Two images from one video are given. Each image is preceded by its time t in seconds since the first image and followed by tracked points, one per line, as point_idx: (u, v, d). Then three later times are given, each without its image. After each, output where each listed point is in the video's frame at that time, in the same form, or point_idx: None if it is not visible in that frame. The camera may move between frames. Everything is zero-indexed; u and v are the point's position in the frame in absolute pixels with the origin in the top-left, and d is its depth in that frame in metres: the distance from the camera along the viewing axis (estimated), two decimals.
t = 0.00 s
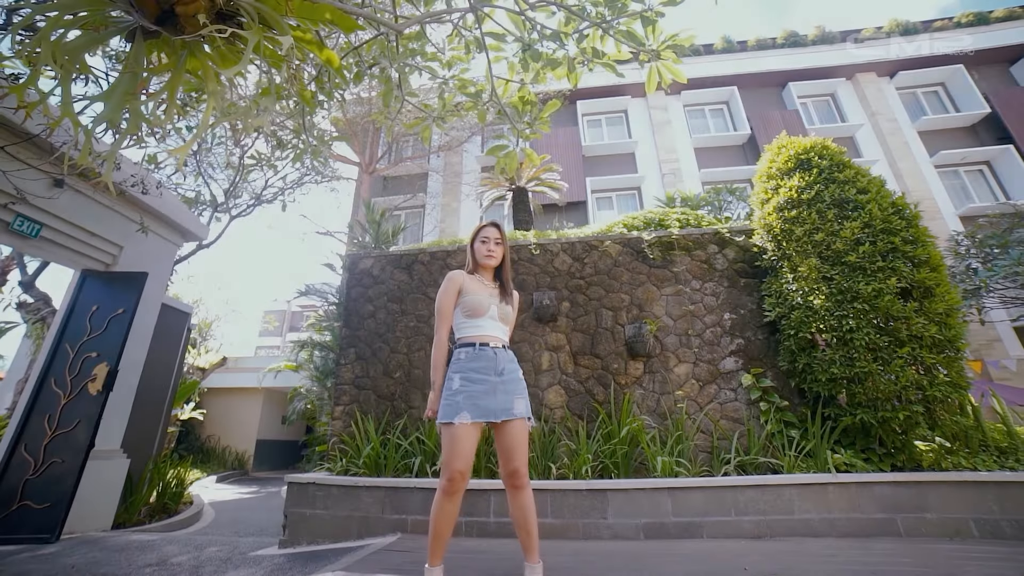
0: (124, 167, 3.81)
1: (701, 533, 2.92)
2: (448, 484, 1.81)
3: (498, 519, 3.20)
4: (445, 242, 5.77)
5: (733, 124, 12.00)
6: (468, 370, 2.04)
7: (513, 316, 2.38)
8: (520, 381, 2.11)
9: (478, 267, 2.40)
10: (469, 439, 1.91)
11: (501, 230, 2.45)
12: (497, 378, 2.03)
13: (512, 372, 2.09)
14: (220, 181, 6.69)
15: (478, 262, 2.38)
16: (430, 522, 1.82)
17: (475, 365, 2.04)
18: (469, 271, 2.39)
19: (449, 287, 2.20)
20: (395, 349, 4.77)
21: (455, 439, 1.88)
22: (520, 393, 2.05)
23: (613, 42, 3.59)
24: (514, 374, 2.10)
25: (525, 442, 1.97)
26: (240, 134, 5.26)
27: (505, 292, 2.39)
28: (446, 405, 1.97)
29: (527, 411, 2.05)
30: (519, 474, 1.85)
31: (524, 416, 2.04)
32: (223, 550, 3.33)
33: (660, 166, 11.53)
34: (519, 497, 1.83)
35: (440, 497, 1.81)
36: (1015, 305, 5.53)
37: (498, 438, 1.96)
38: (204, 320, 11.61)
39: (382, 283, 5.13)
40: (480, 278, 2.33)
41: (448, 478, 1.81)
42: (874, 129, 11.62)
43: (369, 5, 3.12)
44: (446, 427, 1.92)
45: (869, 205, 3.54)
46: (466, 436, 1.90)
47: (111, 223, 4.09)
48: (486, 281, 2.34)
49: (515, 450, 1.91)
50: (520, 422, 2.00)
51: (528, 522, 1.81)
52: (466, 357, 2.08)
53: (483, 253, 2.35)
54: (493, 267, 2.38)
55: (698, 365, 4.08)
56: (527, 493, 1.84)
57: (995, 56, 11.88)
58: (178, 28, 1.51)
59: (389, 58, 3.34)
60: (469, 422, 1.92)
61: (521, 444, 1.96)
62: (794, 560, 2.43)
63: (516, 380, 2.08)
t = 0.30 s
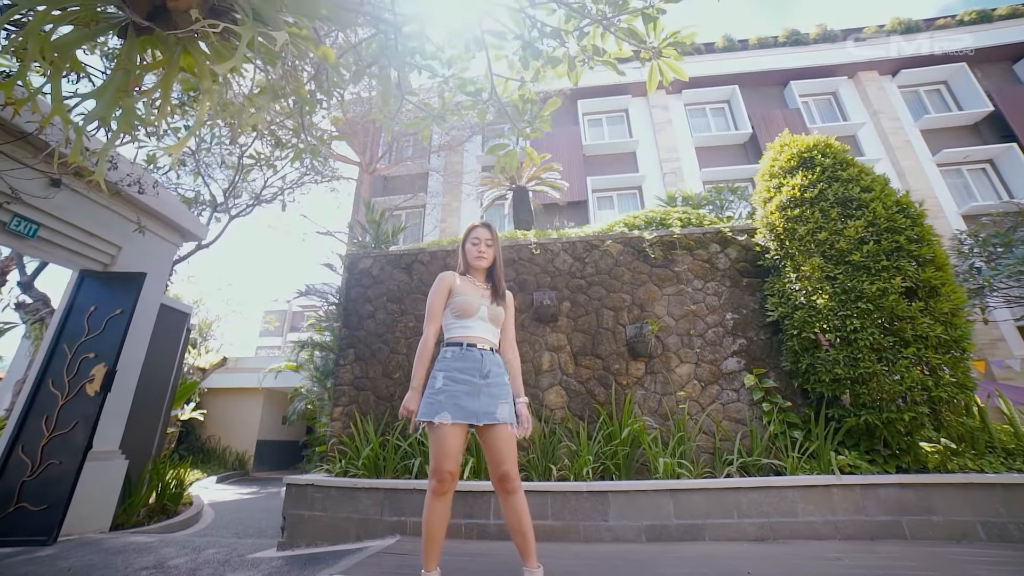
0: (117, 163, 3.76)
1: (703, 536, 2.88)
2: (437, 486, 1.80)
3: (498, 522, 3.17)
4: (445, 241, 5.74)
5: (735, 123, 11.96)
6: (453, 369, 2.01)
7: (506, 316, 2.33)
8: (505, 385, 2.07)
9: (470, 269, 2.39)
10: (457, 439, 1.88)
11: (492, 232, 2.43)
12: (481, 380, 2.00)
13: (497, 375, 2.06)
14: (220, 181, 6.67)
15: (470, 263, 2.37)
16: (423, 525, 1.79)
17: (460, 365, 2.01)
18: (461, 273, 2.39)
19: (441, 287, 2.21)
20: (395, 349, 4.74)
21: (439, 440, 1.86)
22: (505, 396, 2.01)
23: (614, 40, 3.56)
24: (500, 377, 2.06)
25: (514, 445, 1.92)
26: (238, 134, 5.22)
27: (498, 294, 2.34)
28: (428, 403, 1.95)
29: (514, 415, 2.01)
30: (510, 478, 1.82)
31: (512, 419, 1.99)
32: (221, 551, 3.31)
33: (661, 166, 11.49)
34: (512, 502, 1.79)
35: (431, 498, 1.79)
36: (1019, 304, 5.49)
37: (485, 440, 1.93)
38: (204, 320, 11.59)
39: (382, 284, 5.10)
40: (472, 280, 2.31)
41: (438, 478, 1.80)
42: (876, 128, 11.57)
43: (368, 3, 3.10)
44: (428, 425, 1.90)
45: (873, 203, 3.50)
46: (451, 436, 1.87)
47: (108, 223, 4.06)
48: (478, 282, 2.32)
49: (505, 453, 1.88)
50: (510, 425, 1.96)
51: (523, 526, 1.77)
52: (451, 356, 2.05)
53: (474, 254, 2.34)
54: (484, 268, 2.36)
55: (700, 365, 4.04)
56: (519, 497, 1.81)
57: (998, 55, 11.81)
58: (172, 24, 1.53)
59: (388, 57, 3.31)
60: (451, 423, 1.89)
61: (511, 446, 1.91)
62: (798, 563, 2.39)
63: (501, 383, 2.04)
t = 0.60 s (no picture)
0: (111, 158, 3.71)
1: (706, 538, 2.85)
2: (427, 487, 1.77)
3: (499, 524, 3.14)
4: (445, 241, 5.70)
5: (736, 122, 11.91)
6: (439, 371, 1.97)
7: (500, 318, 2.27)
8: (492, 389, 2.02)
9: (464, 271, 2.36)
10: (445, 440, 1.86)
11: (485, 233, 2.39)
12: (467, 383, 1.96)
13: (484, 378, 2.01)
14: (219, 181, 6.65)
15: (463, 265, 2.34)
16: (414, 530, 1.75)
17: (446, 368, 1.97)
18: (455, 275, 2.36)
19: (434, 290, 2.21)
20: (394, 349, 4.71)
21: (425, 441, 1.83)
22: (492, 400, 1.96)
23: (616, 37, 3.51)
24: (487, 380, 2.01)
25: (505, 449, 1.89)
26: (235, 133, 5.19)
27: (491, 296, 2.28)
28: (413, 404, 1.92)
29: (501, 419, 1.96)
30: (502, 482, 1.79)
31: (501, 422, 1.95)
32: (219, 554, 3.28)
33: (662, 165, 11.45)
34: (505, 506, 1.77)
35: (422, 501, 1.76)
36: None
37: (472, 442, 1.90)
38: (204, 321, 11.56)
39: (382, 283, 5.07)
40: (465, 282, 2.28)
41: (428, 480, 1.77)
42: (878, 126, 11.51)
43: None
44: (413, 426, 1.87)
45: (878, 201, 3.46)
46: (438, 438, 1.84)
47: (105, 222, 4.03)
48: (471, 285, 2.27)
49: (496, 456, 1.84)
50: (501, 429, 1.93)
51: (519, 530, 1.75)
52: (438, 358, 2.01)
53: (466, 256, 2.30)
54: (477, 270, 2.32)
55: (702, 365, 4.01)
56: (513, 501, 1.78)
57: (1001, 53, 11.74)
58: (163, 17, 1.52)
59: (387, 55, 3.28)
60: (434, 424, 1.86)
61: (503, 449, 1.88)
62: (803, 566, 2.35)
63: (488, 386, 2.00)
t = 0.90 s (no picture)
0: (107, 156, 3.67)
1: (711, 542, 2.80)
2: (426, 490, 1.74)
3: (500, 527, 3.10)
4: (446, 241, 5.67)
5: (739, 121, 11.85)
6: (434, 373, 1.94)
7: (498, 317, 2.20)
8: (489, 391, 1.95)
9: (462, 272, 2.33)
10: (443, 443, 1.82)
11: (482, 233, 2.35)
12: (462, 385, 1.91)
13: (481, 380, 1.96)
14: (220, 181, 6.64)
15: (460, 267, 2.30)
16: (414, 535, 1.71)
17: (441, 370, 1.94)
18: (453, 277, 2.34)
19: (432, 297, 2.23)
20: (395, 350, 4.68)
21: (422, 443, 1.80)
22: (489, 402, 1.91)
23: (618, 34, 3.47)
24: (484, 382, 1.96)
25: (506, 453, 1.84)
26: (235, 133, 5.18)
27: (489, 294, 2.21)
28: (409, 407, 1.90)
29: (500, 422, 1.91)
30: (503, 487, 1.74)
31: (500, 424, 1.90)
32: (218, 557, 3.25)
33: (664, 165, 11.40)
34: (506, 511, 1.73)
35: (421, 505, 1.73)
36: None
37: (471, 444, 1.86)
38: (206, 321, 11.55)
39: (382, 284, 5.04)
40: (462, 283, 2.25)
41: (427, 483, 1.74)
42: (882, 125, 11.44)
43: None
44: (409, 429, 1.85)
45: (885, 200, 3.41)
46: (435, 441, 1.80)
47: (104, 222, 4.01)
48: (468, 286, 2.24)
49: (497, 460, 1.80)
50: (502, 433, 1.88)
51: (520, 535, 1.70)
52: (433, 360, 1.99)
53: (462, 257, 2.27)
54: (474, 270, 2.27)
55: (707, 366, 3.96)
56: (514, 506, 1.74)
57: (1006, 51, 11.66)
58: (157, 12, 1.49)
59: (387, 52, 3.24)
60: (429, 427, 1.82)
61: (504, 452, 1.84)
62: (811, 571, 2.31)
63: (485, 388, 1.94)
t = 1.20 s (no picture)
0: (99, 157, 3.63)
1: (717, 546, 2.76)
2: (428, 495, 1.70)
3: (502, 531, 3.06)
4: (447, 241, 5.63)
5: (741, 121, 11.79)
6: (437, 375, 1.91)
7: (498, 313, 2.09)
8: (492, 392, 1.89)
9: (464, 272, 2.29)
10: (446, 445, 1.79)
11: (483, 231, 2.31)
12: (464, 386, 1.87)
13: (483, 381, 1.90)
14: (221, 182, 6.62)
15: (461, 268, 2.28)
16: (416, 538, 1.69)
17: (443, 371, 1.91)
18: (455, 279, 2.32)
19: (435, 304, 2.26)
20: (395, 351, 4.64)
21: (424, 445, 1.77)
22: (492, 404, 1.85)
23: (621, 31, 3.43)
24: (487, 381, 1.90)
25: (512, 456, 1.77)
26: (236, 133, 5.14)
27: (490, 290, 2.13)
28: (413, 409, 1.87)
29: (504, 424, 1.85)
30: (508, 492, 1.69)
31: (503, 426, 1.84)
32: (217, 560, 3.21)
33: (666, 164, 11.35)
34: (513, 517, 1.69)
35: (423, 509, 1.69)
36: None
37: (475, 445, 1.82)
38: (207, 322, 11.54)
39: (383, 284, 5.00)
40: (462, 285, 2.22)
41: (429, 487, 1.70)
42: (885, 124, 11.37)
43: None
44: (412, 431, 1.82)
45: (892, 198, 3.36)
46: (438, 443, 1.77)
47: (103, 223, 3.98)
48: (468, 287, 2.20)
49: (502, 465, 1.73)
50: (508, 434, 1.81)
51: (524, 541, 1.66)
52: (436, 362, 1.96)
53: (461, 257, 2.24)
54: (474, 270, 2.23)
55: (711, 367, 3.91)
56: (519, 511, 1.70)
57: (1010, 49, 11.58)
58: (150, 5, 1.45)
59: (387, 50, 3.21)
60: (432, 429, 1.79)
61: (510, 455, 1.76)
62: None
63: (488, 389, 1.89)
